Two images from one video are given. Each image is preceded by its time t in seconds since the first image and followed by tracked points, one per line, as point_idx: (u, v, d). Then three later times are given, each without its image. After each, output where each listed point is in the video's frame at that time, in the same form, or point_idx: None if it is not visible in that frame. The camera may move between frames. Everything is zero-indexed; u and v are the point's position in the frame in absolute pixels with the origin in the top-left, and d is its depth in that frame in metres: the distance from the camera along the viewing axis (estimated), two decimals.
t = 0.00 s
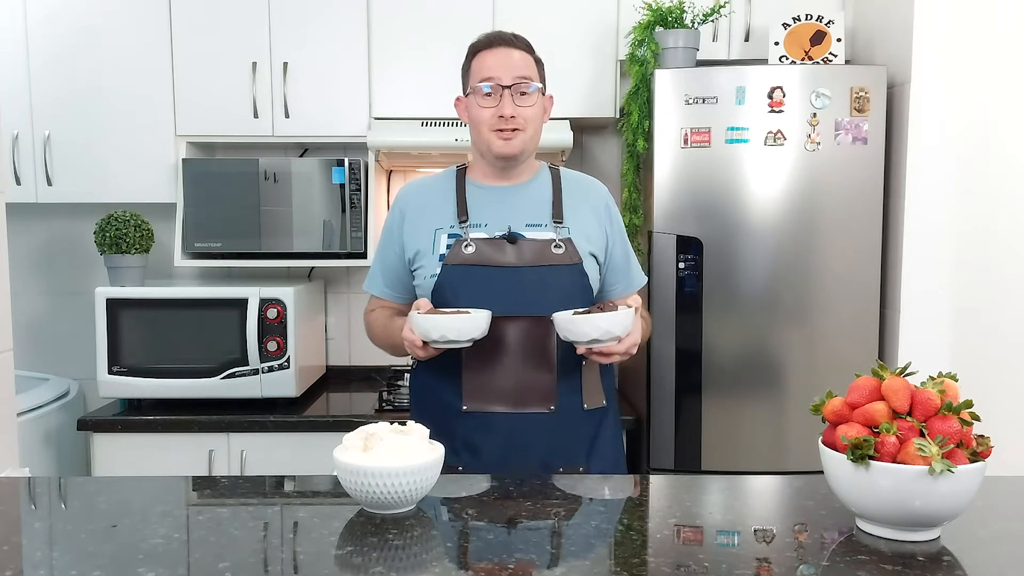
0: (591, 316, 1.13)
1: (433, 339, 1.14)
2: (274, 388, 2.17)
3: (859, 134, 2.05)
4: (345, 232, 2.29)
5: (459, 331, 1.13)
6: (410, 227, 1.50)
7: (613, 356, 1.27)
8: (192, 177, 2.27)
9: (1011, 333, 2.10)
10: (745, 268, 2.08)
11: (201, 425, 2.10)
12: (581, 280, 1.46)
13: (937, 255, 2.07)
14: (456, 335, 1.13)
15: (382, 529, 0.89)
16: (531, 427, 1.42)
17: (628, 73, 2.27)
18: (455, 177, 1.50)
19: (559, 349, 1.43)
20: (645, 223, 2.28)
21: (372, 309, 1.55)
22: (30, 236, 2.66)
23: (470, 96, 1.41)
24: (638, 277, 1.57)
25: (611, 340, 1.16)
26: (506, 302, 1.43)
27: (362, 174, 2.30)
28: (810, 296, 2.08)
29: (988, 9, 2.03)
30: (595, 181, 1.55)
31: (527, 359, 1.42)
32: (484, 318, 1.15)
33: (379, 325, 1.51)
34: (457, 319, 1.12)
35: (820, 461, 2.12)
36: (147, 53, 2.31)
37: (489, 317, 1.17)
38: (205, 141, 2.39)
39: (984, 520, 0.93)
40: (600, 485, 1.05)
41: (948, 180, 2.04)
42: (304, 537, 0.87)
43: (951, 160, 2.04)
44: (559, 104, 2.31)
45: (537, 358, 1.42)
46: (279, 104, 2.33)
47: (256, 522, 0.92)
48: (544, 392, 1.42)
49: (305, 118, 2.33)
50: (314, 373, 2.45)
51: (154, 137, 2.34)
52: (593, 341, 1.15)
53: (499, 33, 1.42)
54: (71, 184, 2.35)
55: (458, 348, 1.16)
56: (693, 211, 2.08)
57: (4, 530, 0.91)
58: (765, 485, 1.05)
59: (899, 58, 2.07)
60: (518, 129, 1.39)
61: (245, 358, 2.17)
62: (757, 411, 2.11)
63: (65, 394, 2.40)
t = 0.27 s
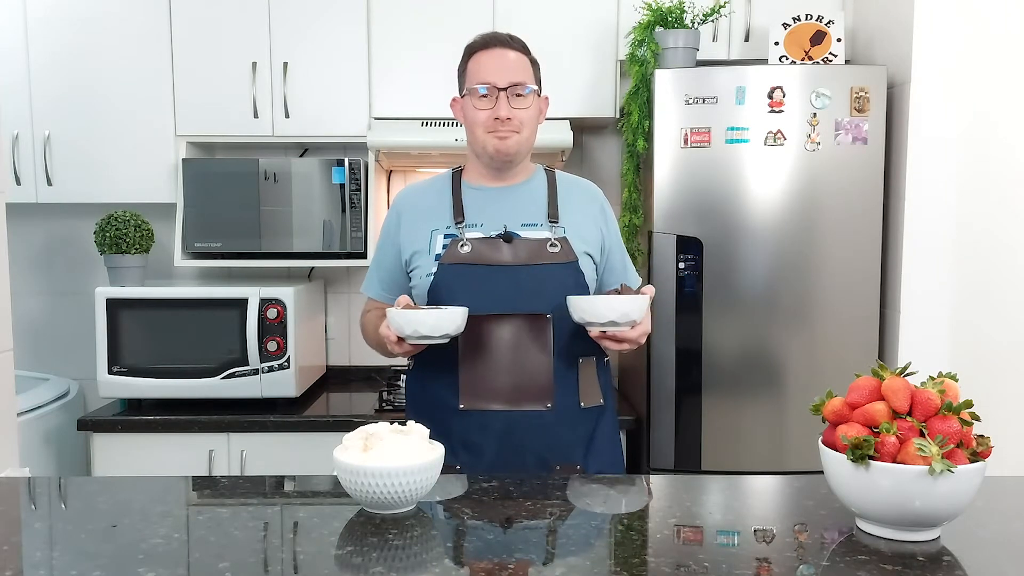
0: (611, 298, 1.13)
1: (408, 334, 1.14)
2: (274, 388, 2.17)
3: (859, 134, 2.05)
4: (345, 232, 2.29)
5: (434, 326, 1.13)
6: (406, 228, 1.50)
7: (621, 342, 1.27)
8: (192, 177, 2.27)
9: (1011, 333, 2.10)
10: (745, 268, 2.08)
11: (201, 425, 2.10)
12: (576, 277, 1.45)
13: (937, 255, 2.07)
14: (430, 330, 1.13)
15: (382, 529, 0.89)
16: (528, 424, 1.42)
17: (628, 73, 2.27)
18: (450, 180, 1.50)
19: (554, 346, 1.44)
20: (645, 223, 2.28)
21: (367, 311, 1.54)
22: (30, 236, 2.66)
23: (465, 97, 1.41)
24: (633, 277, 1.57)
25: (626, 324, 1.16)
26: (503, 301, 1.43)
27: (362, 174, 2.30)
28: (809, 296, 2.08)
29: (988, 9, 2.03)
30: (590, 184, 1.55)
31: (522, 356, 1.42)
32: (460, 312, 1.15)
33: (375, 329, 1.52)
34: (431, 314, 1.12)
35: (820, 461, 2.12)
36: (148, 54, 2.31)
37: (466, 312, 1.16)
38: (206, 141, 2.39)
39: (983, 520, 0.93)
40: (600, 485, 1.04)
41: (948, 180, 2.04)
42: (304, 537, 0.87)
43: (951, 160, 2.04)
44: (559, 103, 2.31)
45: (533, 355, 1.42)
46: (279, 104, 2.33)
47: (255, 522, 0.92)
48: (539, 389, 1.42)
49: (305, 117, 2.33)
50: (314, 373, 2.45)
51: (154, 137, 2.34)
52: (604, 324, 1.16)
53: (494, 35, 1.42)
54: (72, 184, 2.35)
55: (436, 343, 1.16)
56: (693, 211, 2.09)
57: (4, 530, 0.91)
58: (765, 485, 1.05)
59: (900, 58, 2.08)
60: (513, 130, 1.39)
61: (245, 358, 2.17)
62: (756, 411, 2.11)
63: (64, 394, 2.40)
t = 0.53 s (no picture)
0: (637, 304, 1.10)
1: (382, 336, 1.11)
2: (274, 388, 2.17)
3: (859, 134, 2.05)
4: (345, 232, 2.29)
5: (403, 329, 1.10)
6: (402, 228, 1.50)
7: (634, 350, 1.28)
8: (192, 177, 2.27)
9: (1011, 333, 2.10)
10: (745, 268, 2.08)
11: (201, 425, 2.10)
12: (569, 279, 1.46)
13: (937, 255, 2.07)
14: (400, 333, 1.10)
15: (382, 529, 0.89)
16: (522, 423, 1.41)
17: (628, 73, 2.27)
18: (444, 182, 1.50)
19: (549, 346, 1.44)
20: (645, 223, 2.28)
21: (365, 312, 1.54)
22: (30, 236, 2.66)
23: (460, 99, 1.41)
24: (627, 278, 1.57)
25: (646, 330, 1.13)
26: (498, 301, 1.43)
27: (362, 174, 2.30)
28: (809, 296, 2.08)
29: (988, 8, 2.03)
30: (585, 184, 1.55)
31: (516, 356, 1.42)
32: (435, 317, 1.12)
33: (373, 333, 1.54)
34: (401, 316, 1.10)
35: (820, 461, 2.12)
36: (148, 54, 2.31)
37: (441, 316, 1.13)
38: (206, 141, 2.39)
39: (983, 519, 0.93)
40: (601, 485, 1.04)
41: (947, 180, 2.04)
42: (304, 537, 0.87)
43: (951, 160, 2.04)
44: (559, 103, 2.31)
45: (527, 354, 1.42)
46: (279, 104, 2.33)
47: (255, 522, 0.92)
48: (533, 388, 1.42)
49: (305, 118, 2.33)
50: (314, 373, 2.45)
51: (154, 137, 2.34)
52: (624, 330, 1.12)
53: (489, 37, 1.42)
54: (72, 184, 2.35)
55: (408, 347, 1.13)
56: (693, 211, 2.09)
57: (4, 530, 0.91)
58: (765, 485, 1.05)
59: (900, 58, 2.08)
60: (508, 132, 1.39)
61: (245, 358, 2.17)
62: (756, 411, 2.11)
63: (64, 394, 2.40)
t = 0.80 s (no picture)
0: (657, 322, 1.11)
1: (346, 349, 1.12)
2: (274, 388, 2.17)
3: (859, 134, 2.05)
4: (345, 232, 2.29)
5: (362, 346, 1.10)
6: (397, 231, 1.50)
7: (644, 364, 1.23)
8: (193, 177, 2.27)
9: (1011, 333, 2.10)
10: (745, 268, 2.08)
11: (201, 425, 2.10)
12: (564, 280, 1.45)
13: (937, 254, 2.07)
14: (359, 348, 1.11)
15: (382, 529, 0.89)
16: (518, 423, 1.42)
17: (628, 73, 2.27)
18: (439, 183, 1.50)
19: (546, 348, 1.44)
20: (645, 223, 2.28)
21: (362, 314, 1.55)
22: (30, 236, 2.66)
23: (454, 100, 1.40)
24: (621, 278, 1.55)
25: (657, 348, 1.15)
26: (493, 303, 1.43)
27: (362, 174, 2.30)
28: (809, 296, 2.08)
29: (988, 8, 2.03)
30: (578, 184, 1.55)
31: (513, 357, 1.42)
32: (395, 337, 1.12)
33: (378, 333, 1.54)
34: (361, 334, 1.10)
35: (820, 461, 2.12)
36: (148, 54, 2.31)
37: (402, 334, 1.12)
38: (206, 141, 2.39)
39: (983, 519, 0.93)
40: (600, 485, 1.04)
41: (947, 179, 2.05)
42: (304, 537, 0.87)
43: (951, 160, 2.04)
44: (559, 104, 2.31)
45: (524, 355, 1.42)
46: (279, 104, 2.33)
47: (256, 522, 0.92)
48: (530, 390, 1.42)
49: (305, 118, 2.33)
50: (314, 373, 2.45)
51: (154, 137, 2.34)
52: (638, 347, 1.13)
53: (483, 37, 1.41)
54: (72, 183, 2.35)
55: (369, 362, 1.13)
56: (693, 211, 2.09)
57: (4, 530, 0.91)
58: (765, 485, 1.05)
59: (900, 58, 2.08)
60: (503, 134, 1.38)
61: (245, 358, 2.17)
62: (756, 411, 2.11)
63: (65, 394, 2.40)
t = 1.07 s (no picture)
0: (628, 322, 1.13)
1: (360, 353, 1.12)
2: (274, 388, 2.17)
3: (859, 134, 2.05)
4: (345, 232, 2.29)
5: (378, 349, 1.10)
6: (394, 232, 1.50)
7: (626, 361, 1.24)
8: (193, 177, 2.27)
9: (1011, 333, 2.10)
10: (745, 268, 2.08)
11: (201, 425, 2.10)
12: (562, 281, 1.46)
13: (937, 255, 2.07)
14: (377, 351, 1.10)
15: (382, 529, 0.89)
16: (518, 423, 1.42)
17: (628, 73, 2.27)
18: (436, 184, 1.49)
19: (546, 348, 1.44)
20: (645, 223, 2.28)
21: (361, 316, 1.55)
22: (30, 236, 2.66)
23: (449, 105, 1.40)
24: (617, 276, 1.57)
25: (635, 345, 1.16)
26: (492, 304, 1.43)
27: (362, 174, 2.30)
28: (809, 296, 2.08)
29: (988, 8, 2.03)
30: (573, 183, 1.55)
31: (513, 358, 1.43)
32: (411, 336, 1.12)
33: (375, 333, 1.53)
34: (378, 336, 1.09)
35: (820, 461, 2.12)
36: (147, 54, 2.31)
37: (417, 334, 1.13)
38: (206, 141, 2.39)
39: (983, 519, 0.93)
40: (600, 485, 1.04)
41: (947, 179, 2.05)
42: (304, 537, 0.87)
43: (951, 160, 2.04)
44: (559, 103, 2.31)
45: (524, 355, 1.42)
46: (279, 104, 2.33)
47: (255, 522, 0.92)
48: (529, 390, 1.43)
49: (305, 117, 2.33)
50: (314, 373, 2.45)
51: (154, 137, 2.34)
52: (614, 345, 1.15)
53: (475, 41, 1.41)
54: (72, 183, 2.35)
55: (387, 364, 1.13)
56: (693, 211, 2.09)
57: (4, 530, 0.91)
58: (765, 485, 1.05)
59: (900, 58, 2.08)
60: (499, 137, 1.38)
61: (245, 358, 2.17)
62: (755, 411, 2.11)
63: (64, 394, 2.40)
